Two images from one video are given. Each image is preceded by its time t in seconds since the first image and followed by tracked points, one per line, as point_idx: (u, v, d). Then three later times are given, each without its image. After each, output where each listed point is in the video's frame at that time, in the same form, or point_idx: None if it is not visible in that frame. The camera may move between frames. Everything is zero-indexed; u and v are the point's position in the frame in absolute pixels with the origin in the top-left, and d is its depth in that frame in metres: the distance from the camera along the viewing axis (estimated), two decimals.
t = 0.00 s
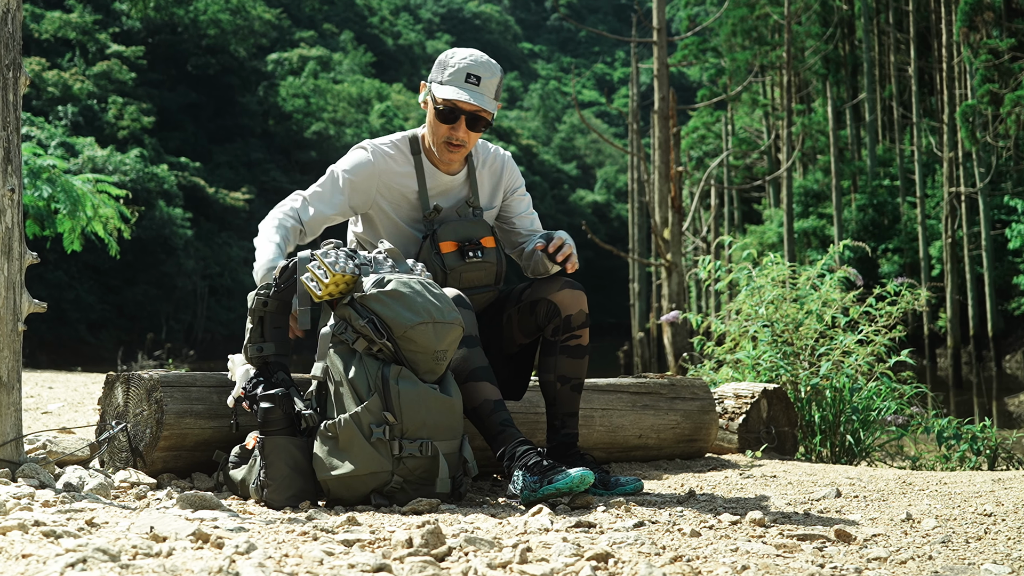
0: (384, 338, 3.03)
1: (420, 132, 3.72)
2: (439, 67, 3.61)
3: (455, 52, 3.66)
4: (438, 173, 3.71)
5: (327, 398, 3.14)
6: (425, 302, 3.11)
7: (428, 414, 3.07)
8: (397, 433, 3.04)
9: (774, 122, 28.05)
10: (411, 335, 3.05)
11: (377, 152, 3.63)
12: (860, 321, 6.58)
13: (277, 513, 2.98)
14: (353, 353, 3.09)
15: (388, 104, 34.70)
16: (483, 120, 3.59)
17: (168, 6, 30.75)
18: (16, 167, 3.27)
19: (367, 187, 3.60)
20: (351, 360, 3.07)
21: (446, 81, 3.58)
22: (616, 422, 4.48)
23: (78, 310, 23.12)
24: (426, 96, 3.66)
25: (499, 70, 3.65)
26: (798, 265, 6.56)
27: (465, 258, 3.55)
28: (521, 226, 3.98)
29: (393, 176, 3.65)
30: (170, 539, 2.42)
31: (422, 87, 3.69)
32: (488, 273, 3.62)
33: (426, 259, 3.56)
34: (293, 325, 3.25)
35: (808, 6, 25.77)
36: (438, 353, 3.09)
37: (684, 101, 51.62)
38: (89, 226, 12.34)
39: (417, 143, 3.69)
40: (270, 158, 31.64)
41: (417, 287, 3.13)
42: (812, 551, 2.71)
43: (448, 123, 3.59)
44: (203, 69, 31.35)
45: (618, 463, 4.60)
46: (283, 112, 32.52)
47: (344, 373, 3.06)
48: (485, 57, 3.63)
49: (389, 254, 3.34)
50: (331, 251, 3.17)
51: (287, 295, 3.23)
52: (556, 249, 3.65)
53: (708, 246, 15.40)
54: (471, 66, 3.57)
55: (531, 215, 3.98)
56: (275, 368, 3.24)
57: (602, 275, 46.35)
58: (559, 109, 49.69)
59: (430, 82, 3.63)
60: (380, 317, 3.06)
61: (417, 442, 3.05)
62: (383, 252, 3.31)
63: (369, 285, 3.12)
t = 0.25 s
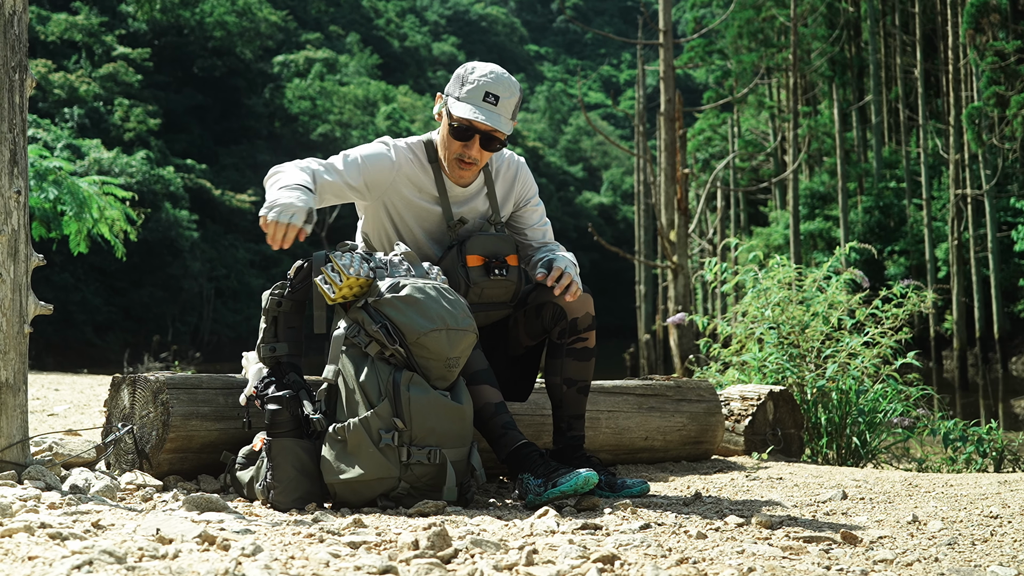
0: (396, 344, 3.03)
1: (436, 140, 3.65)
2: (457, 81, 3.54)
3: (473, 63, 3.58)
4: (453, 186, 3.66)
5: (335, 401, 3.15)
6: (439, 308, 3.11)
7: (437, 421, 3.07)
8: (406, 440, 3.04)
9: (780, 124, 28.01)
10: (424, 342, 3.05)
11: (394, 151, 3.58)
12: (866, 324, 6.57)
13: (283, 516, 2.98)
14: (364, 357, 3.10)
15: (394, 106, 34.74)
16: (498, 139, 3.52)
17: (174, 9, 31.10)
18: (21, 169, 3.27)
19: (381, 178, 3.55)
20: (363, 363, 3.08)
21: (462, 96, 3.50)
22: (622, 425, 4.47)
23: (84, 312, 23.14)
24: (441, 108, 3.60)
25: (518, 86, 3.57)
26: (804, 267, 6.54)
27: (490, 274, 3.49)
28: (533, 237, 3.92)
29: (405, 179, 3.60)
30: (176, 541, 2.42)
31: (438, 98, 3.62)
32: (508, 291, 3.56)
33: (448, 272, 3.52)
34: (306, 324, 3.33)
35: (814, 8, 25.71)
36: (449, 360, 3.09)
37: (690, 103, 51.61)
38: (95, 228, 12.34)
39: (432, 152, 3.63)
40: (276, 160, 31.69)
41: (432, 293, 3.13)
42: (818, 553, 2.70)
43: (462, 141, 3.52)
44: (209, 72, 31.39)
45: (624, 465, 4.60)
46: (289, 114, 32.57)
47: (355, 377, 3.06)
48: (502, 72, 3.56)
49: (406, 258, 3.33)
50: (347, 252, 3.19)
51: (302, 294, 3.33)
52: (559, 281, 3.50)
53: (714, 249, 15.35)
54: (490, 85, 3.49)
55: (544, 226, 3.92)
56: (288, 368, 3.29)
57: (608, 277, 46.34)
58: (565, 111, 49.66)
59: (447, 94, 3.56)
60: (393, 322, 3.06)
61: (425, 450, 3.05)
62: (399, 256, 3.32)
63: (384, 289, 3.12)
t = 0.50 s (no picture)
0: (398, 347, 3.03)
1: (436, 153, 3.62)
2: (460, 97, 3.49)
3: (475, 76, 3.53)
4: (455, 200, 3.64)
5: (335, 404, 3.15)
6: (441, 311, 3.11)
7: (436, 425, 3.08)
8: (405, 444, 3.04)
9: (778, 125, 28.02)
10: (426, 346, 3.05)
11: (407, 164, 3.53)
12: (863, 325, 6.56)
13: (280, 516, 2.98)
14: (366, 359, 3.10)
15: (392, 107, 34.75)
16: (500, 158, 3.49)
17: (172, 10, 31.00)
18: (19, 171, 3.27)
19: (405, 197, 3.51)
20: (364, 366, 3.08)
21: (465, 115, 3.46)
22: (620, 426, 4.47)
23: (82, 314, 23.10)
24: (442, 124, 3.55)
25: (522, 103, 3.53)
26: (802, 268, 6.54)
27: (499, 293, 3.50)
28: (529, 238, 3.90)
29: (420, 197, 3.58)
30: (174, 542, 2.42)
31: (439, 112, 3.57)
32: (514, 306, 3.57)
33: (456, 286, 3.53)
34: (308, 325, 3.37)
35: (811, 9, 25.74)
36: (451, 364, 3.10)
37: (689, 105, 51.76)
38: (93, 229, 12.34)
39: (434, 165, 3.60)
40: (274, 162, 31.70)
41: (435, 295, 3.14)
42: (816, 555, 2.71)
43: (465, 158, 3.48)
44: (207, 73, 31.41)
45: (622, 467, 4.60)
46: (287, 115, 32.58)
47: (356, 379, 3.07)
48: (505, 86, 3.52)
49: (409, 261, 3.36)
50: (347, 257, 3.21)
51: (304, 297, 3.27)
52: (564, 292, 3.47)
53: (712, 250, 15.33)
54: (494, 102, 3.45)
55: (539, 227, 3.90)
56: (288, 369, 3.28)
57: (606, 279, 46.35)
58: (563, 112, 49.67)
59: (449, 110, 3.52)
60: (395, 326, 3.06)
61: (424, 454, 3.06)
62: (403, 257, 3.35)
63: (389, 292, 3.13)
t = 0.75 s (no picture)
0: (395, 348, 3.04)
1: (448, 167, 3.53)
2: (476, 113, 3.40)
3: (489, 92, 3.44)
4: (468, 215, 3.59)
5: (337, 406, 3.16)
6: (438, 310, 3.11)
7: (438, 423, 3.08)
8: (406, 442, 3.05)
9: (781, 126, 28.01)
10: (424, 346, 3.05)
11: (423, 175, 3.44)
12: (866, 324, 6.56)
13: (284, 517, 2.98)
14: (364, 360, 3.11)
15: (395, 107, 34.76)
16: (518, 177, 3.45)
17: (175, 10, 31.01)
18: (22, 172, 3.27)
19: (420, 214, 3.40)
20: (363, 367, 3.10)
21: (484, 136, 3.37)
22: (623, 426, 4.47)
23: (85, 313, 23.10)
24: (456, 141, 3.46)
25: (538, 119, 3.47)
26: (806, 268, 6.52)
27: (509, 309, 3.51)
28: (536, 243, 3.86)
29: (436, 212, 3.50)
30: (177, 542, 2.41)
31: (453, 128, 3.48)
32: (522, 317, 3.58)
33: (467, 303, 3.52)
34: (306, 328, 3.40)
35: (815, 10, 25.72)
36: (451, 363, 3.09)
37: (693, 105, 51.77)
38: (97, 230, 12.33)
39: (449, 179, 3.51)
40: (277, 161, 31.72)
41: (432, 295, 3.13)
42: (819, 554, 2.70)
43: (484, 178, 3.43)
44: (210, 73, 31.45)
45: (625, 467, 4.60)
46: (290, 116, 32.60)
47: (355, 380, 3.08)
48: (521, 102, 3.44)
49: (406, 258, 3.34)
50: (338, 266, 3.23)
51: (302, 299, 3.41)
52: (573, 299, 3.47)
53: (716, 251, 15.32)
54: (513, 122, 3.38)
55: (546, 231, 3.86)
56: (291, 371, 3.36)
57: (609, 279, 46.36)
58: (566, 112, 49.68)
59: (465, 129, 3.43)
60: (393, 328, 3.07)
61: (425, 452, 3.06)
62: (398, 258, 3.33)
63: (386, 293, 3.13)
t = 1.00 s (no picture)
0: (380, 342, 3.08)
1: (453, 172, 3.53)
2: (485, 119, 3.40)
3: (498, 97, 3.44)
4: (472, 218, 3.59)
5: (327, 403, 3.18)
6: (419, 302, 3.15)
7: (429, 415, 3.09)
8: (399, 433, 3.06)
9: (780, 126, 28.00)
10: (408, 337, 3.08)
11: (426, 179, 3.44)
12: (864, 324, 6.56)
13: (282, 516, 2.99)
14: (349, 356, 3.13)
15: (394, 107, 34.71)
16: (526, 183, 3.47)
17: (174, 10, 30.97)
18: (21, 171, 3.27)
19: (419, 217, 3.39)
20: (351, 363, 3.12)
21: (494, 143, 3.38)
22: (622, 426, 4.47)
23: (83, 314, 23.07)
24: (464, 146, 3.45)
25: (548, 125, 3.48)
26: (804, 268, 6.51)
27: (511, 313, 3.51)
28: (538, 244, 3.87)
29: (437, 215, 3.49)
30: (176, 542, 2.42)
31: (460, 133, 3.47)
32: (523, 319, 3.58)
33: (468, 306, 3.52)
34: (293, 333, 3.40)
35: (814, 10, 25.71)
36: (437, 354, 3.11)
37: (691, 105, 51.77)
38: (95, 230, 12.30)
39: (452, 182, 3.52)
40: (276, 161, 31.70)
41: (409, 288, 3.17)
42: (818, 555, 2.70)
43: (492, 183, 3.44)
44: (209, 73, 31.45)
45: (624, 467, 4.60)
46: (289, 115, 32.58)
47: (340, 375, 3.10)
48: (529, 108, 3.44)
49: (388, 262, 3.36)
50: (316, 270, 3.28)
51: (286, 305, 3.41)
52: (574, 298, 3.49)
53: (714, 250, 15.30)
54: (524, 129, 3.39)
55: (548, 233, 3.87)
56: (279, 376, 3.34)
57: (608, 278, 46.35)
58: (565, 112, 49.67)
59: (473, 134, 3.42)
60: (375, 322, 3.11)
61: (419, 442, 3.07)
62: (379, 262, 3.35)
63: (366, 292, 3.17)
